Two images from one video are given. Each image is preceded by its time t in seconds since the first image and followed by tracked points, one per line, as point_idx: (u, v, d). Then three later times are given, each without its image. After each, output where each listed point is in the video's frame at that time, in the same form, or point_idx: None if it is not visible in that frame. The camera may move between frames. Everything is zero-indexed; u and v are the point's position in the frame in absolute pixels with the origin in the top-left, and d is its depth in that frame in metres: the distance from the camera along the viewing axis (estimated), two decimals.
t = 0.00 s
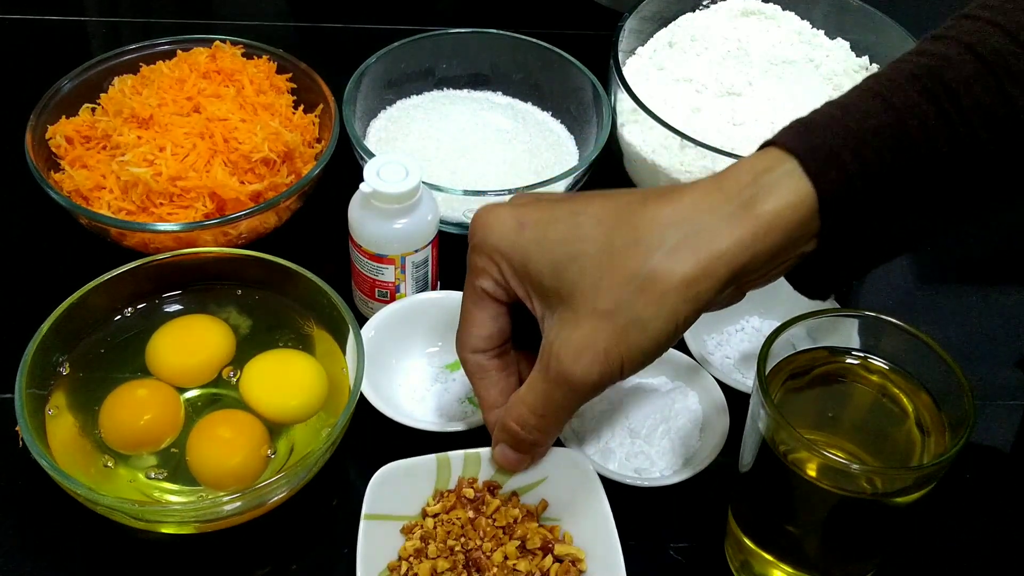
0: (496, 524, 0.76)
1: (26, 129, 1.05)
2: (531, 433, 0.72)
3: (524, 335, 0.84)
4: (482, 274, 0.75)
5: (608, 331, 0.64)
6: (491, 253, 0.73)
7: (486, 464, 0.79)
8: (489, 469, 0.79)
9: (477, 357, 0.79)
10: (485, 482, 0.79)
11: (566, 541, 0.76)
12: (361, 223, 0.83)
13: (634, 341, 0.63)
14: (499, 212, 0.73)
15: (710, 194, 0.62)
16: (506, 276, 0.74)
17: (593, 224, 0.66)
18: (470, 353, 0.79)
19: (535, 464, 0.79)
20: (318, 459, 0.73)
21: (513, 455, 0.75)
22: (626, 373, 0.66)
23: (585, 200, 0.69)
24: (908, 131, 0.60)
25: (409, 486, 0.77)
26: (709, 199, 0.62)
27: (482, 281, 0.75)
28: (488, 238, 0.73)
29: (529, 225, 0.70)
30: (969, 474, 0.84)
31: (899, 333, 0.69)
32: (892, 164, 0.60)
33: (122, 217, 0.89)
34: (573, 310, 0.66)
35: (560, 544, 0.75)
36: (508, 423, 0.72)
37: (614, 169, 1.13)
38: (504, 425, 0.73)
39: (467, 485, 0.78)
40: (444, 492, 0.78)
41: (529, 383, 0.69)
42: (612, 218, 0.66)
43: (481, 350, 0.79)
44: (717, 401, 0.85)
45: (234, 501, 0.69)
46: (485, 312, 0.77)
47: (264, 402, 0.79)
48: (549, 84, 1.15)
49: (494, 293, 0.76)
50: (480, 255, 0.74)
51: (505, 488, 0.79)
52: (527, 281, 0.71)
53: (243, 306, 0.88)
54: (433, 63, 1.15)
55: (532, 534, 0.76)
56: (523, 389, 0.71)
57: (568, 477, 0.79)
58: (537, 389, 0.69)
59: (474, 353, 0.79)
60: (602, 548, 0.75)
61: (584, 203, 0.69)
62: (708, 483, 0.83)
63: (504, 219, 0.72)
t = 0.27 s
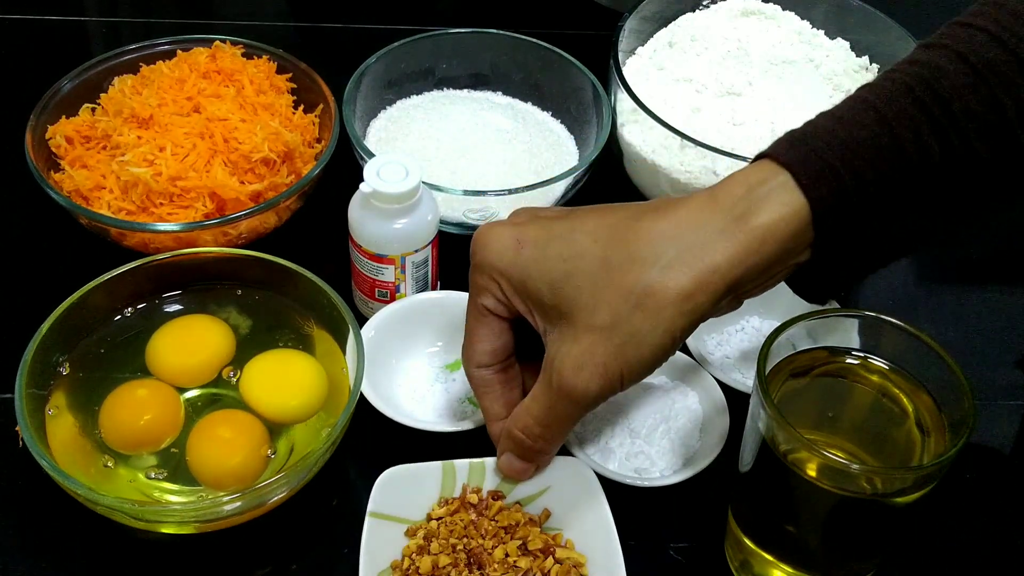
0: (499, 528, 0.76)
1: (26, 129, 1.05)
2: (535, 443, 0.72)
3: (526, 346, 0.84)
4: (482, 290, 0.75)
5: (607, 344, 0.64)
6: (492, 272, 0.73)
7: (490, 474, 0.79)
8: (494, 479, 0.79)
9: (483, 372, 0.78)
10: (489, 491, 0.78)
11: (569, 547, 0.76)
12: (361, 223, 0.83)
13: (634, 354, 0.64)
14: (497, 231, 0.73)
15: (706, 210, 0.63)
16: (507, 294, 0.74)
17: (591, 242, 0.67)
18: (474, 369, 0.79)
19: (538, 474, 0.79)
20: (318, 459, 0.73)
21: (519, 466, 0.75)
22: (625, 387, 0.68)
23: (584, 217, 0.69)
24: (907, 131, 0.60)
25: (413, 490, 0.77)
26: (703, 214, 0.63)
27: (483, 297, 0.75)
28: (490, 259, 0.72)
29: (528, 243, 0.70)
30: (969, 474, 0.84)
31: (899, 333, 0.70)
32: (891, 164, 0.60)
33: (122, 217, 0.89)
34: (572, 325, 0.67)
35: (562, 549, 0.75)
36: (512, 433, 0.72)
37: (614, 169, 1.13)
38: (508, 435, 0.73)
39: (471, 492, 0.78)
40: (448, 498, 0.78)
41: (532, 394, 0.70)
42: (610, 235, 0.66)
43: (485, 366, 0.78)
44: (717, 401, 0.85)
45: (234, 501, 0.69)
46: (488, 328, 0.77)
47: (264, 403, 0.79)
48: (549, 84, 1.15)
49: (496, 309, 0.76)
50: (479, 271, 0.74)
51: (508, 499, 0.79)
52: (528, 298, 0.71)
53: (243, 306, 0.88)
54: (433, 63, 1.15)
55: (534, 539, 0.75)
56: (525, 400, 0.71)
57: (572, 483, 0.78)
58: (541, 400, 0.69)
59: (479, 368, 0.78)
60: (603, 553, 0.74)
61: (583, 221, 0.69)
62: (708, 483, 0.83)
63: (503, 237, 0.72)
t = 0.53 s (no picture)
0: (497, 528, 0.77)
1: (26, 129, 1.05)
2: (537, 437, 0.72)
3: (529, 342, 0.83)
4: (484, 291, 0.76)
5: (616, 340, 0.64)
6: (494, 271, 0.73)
7: (487, 475, 0.79)
8: (491, 480, 0.79)
9: (484, 373, 0.78)
10: (486, 492, 0.78)
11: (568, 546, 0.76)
12: (361, 223, 0.83)
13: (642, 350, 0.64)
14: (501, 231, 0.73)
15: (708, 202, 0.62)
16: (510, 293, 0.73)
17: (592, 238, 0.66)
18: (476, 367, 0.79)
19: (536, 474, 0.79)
20: (318, 459, 0.73)
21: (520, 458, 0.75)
22: (638, 376, 0.66)
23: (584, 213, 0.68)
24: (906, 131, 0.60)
25: (410, 492, 0.77)
26: (704, 207, 0.61)
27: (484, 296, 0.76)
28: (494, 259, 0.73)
29: (529, 242, 0.70)
30: (969, 474, 0.84)
31: (899, 333, 0.70)
32: (891, 165, 0.60)
33: (122, 217, 0.89)
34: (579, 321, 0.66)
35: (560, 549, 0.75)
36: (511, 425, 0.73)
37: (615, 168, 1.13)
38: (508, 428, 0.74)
39: (469, 493, 0.78)
40: (446, 499, 0.78)
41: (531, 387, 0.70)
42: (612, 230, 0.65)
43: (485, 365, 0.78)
44: (717, 401, 0.85)
45: (234, 501, 0.69)
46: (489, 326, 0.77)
47: (264, 403, 0.79)
48: (549, 84, 1.15)
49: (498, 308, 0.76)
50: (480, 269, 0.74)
51: (506, 499, 0.79)
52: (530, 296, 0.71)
53: (243, 306, 0.88)
54: (433, 63, 1.15)
55: (532, 539, 0.75)
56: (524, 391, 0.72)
57: (570, 483, 0.78)
58: (543, 394, 0.69)
59: (482, 369, 0.78)
60: (602, 553, 0.75)
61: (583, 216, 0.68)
62: (709, 483, 0.82)
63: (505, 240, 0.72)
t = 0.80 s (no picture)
0: (497, 528, 0.76)
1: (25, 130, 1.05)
2: (732, 242, 0.64)
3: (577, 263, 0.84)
4: (613, 163, 0.71)
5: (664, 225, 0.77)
6: (660, 96, 0.72)
7: (487, 475, 0.79)
8: (491, 480, 0.79)
9: (605, 215, 0.71)
10: (486, 492, 0.78)
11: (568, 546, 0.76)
12: (361, 223, 0.83)
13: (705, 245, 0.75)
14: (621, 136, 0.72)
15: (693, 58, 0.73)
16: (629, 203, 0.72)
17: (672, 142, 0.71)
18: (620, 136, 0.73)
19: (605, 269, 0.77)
20: (318, 459, 0.73)
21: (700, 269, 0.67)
22: (740, 255, 0.66)
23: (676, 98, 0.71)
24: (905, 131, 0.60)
25: (411, 492, 0.77)
26: (882, 64, 0.68)
27: (636, 141, 0.71)
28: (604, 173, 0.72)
29: (628, 144, 0.71)
30: (969, 474, 0.84)
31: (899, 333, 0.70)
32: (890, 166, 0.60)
33: (122, 217, 0.89)
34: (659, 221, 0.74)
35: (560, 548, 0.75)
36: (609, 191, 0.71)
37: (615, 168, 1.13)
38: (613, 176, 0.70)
39: (468, 493, 0.78)
40: (445, 500, 0.77)
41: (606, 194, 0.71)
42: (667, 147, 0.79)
43: (634, 142, 0.71)
44: (716, 401, 0.85)
45: (234, 501, 0.69)
46: (625, 148, 0.71)
47: (264, 403, 0.79)
48: (549, 84, 1.15)
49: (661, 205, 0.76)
50: (627, 150, 0.71)
51: (506, 499, 0.79)
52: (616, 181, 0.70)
53: (243, 306, 0.88)
54: (433, 63, 1.15)
55: (532, 539, 0.75)
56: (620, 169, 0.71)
57: (569, 484, 0.79)
58: (714, 244, 0.65)
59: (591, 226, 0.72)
60: (602, 553, 0.75)
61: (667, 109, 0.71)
62: (709, 483, 0.82)
63: (635, 144, 0.70)
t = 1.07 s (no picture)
0: (497, 526, 0.77)
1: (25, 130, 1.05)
2: None
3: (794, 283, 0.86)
4: (821, 211, 0.83)
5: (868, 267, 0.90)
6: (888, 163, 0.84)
7: (487, 475, 0.79)
8: (491, 480, 0.79)
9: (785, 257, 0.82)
10: (486, 492, 0.78)
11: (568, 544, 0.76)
12: (361, 223, 0.83)
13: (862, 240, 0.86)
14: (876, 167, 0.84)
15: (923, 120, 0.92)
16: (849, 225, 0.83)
17: (913, 191, 0.83)
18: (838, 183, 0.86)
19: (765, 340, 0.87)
20: (318, 459, 0.73)
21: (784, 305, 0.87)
22: None
23: (924, 163, 0.82)
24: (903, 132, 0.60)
25: (411, 492, 0.77)
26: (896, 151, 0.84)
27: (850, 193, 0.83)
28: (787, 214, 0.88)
29: (870, 180, 0.83)
30: (969, 474, 0.84)
31: (899, 333, 0.69)
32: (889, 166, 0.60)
33: (122, 217, 0.89)
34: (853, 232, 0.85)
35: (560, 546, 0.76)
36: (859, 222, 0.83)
37: (615, 167, 1.13)
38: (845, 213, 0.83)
39: (469, 493, 0.78)
40: (445, 500, 0.77)
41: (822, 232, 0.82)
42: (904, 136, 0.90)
43: (870, 176, 0.84)
44: (717, 401, 0.85)
45: (233, 501, 0.69)
46: (841, 194, 0.83)
47: (264, 403, 0.79)
48: (549, 84, 1.15)
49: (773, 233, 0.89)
50: (861, 193, 0.83)
51: (507, 499, 0.79)
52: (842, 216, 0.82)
53: (243, 306, 0.88)
54: (433, 63, 1.15)
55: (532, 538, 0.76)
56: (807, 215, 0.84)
57: (569, 484, 0.79)
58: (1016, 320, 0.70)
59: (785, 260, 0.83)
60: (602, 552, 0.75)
61: (900, 158, 0.83)
62: (709, 483, 0.82)
63: (887, 177, 0.83)
